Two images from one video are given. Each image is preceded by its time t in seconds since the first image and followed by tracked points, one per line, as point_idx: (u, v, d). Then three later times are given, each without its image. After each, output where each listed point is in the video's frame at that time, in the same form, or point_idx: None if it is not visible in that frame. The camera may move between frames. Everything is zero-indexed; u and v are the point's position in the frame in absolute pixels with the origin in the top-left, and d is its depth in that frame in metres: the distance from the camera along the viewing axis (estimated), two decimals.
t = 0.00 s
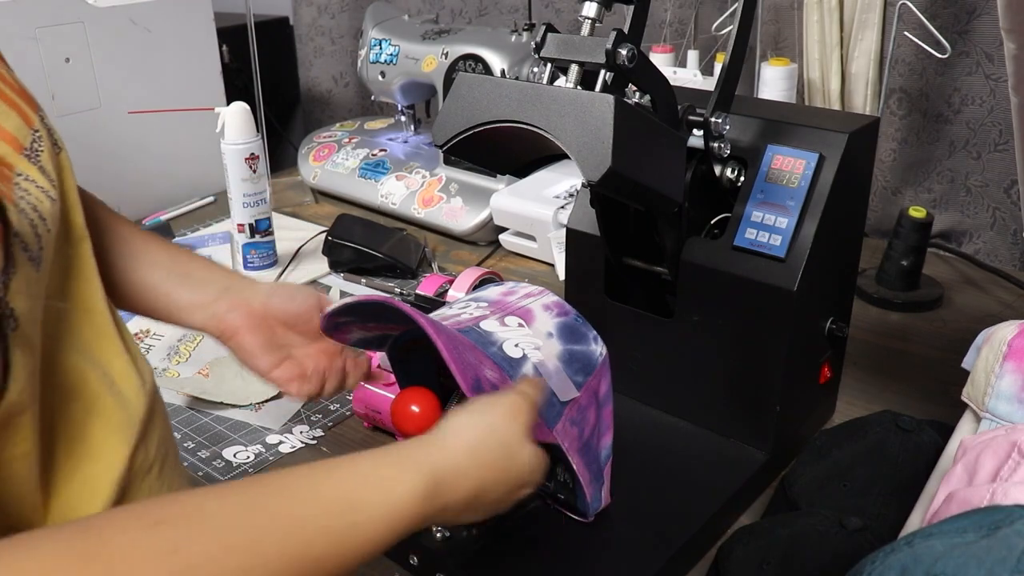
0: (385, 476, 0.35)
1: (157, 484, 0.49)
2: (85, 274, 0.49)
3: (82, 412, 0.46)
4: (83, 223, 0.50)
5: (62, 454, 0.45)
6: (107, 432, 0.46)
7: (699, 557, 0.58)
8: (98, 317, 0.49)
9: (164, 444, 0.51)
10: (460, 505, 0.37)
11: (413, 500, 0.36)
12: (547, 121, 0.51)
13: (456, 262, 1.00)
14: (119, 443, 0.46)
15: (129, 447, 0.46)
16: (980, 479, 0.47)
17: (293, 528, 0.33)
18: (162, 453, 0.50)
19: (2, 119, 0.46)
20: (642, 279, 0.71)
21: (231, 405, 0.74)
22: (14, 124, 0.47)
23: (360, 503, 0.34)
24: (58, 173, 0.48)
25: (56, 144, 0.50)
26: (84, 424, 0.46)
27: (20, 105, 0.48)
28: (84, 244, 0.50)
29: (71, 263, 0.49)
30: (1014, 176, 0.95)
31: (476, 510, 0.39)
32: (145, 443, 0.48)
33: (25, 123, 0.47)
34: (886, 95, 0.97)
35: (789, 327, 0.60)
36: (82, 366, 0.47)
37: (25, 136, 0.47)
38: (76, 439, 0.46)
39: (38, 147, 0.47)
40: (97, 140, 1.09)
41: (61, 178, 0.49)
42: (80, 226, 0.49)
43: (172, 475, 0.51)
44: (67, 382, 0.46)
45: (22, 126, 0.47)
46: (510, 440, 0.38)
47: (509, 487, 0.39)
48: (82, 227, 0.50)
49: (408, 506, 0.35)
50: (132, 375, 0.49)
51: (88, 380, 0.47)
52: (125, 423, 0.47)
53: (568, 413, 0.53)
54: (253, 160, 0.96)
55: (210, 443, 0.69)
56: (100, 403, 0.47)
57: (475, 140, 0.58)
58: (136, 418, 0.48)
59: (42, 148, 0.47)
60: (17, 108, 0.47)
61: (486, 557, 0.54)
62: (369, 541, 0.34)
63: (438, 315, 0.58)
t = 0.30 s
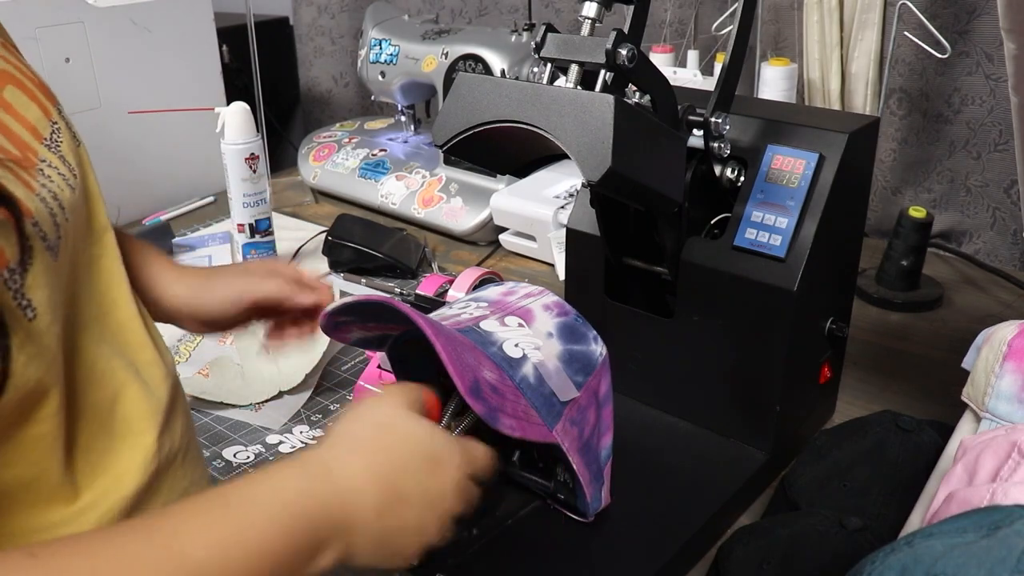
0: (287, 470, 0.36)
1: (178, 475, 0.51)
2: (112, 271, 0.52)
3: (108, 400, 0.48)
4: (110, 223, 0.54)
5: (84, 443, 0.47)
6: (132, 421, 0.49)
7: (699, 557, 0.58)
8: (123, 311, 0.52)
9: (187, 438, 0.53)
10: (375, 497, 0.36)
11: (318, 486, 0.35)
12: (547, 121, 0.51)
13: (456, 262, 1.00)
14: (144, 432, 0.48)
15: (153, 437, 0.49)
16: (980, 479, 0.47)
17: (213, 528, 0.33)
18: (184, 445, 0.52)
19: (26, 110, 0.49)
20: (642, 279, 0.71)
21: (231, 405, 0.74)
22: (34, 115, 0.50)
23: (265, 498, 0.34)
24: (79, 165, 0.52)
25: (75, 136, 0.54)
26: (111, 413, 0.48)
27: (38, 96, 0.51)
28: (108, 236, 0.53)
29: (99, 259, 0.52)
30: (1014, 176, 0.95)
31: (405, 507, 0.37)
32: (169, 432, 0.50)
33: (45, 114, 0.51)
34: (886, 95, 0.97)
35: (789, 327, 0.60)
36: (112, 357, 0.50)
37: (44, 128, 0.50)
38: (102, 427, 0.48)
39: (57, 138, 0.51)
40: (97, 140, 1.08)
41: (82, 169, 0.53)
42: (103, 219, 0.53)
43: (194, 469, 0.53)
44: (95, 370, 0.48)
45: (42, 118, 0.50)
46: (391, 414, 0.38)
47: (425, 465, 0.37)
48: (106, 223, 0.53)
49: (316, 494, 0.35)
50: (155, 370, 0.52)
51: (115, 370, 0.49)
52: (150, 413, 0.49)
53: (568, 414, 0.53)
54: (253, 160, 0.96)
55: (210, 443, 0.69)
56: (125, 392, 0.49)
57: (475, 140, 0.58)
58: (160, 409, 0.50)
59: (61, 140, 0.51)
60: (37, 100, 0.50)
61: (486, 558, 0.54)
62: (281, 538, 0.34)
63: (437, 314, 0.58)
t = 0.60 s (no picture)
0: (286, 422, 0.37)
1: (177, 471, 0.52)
2: (122, 265, 0.54)
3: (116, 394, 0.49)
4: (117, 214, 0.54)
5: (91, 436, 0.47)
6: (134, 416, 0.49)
7: (699, 557, 0.58)
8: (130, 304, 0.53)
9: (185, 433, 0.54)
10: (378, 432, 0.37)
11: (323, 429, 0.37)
12: (547, 120, 0.51)
13: (456, 262, 1.00)
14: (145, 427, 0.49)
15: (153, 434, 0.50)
16: (980, 479, 0.47)
17: (232, 478, 0.34)
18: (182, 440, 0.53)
19: (19, 101, 0.51)
20: (642, 279, 0.71)
21: (231, 405, 0.74)
22: (29, 104, 0.51)
23: (274, 446, 0.35)
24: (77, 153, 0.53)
25: (74, 124, 0.55)
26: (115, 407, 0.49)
27: (36, 86, 0.53)
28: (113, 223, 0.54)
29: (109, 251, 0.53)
30: (1014, 176, 0.95)
31: (403, 440, 0.38)
32: (168, 427, 0.51)
33: (42, 104, 0.52)
34: (886, 95, 0.98)
35: (789, 327, 0.60)
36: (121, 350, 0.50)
37: (39, 117, 0.52)
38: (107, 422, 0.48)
39: (54, 127, 0.52)
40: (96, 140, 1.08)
41: (84, 157, 0.54)
42: (105, 206, 0.54)
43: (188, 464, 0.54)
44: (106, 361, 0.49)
45: (38, 106, 0.52)
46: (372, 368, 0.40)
47: (419, 401, 0.39)
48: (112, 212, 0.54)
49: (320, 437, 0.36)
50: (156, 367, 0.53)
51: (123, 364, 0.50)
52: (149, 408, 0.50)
53: (568, 413, 0.53)
54: (253, 160, 0.96)
55: (210, 444, 0.69)
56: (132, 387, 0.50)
57: (476, 140, 0.58)
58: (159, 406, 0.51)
59: (58, 130, 0.52)
60: (33, 90, 0.52)
61: (487, 558, 0.54)
62: (292, 480, 0.35)
63: (438, 314, 0.58)
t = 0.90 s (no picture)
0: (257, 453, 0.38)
1: (178, 468, 0.53)
2: (121, 263, 0.54)
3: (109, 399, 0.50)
4: (114, 214, 0.54)
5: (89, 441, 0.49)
6: (131, 418, 0.51)
7: (699, 557, 0.58)
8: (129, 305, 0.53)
9: (185, 429, 0.55)
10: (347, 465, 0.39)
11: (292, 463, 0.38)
12: (547, 120, 0.51)
13: (456, 262, 1.00)
14: (141, 431, 0.51)
15: (149, 435, 0.51)
16: (980, 479, 0.47)
17: (201, 508, 0.35)
18: (181, 437, 0.54)
19: (18, 95, 0.49)
20: (641, 279, 0.71)
21: (231, 405, 0.74)
22: (28, 99, 0.50)
23: (246, 473, 0.37)
24: (72, 149, 0.53)
25: (69, 120, 0.54)
26: (111, 410, 0.50)
27: (32, 80, 0.52)
28: (111, 225, 0.54)
29: (107, 249, 0.53)
30: (1014, 176, 0.95)
31: (375, 467, 0.39)
32: (167, 427, 0.53)
33: (39, 99, 0.51)
34: (886, 95, 0.98)
35: (789, 327, 0.60)
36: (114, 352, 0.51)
37: (38, 112, 0.51)
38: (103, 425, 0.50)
39: (52, 123, 0.51)
40: (96, 140, 1.08)
41: (77, 154, 0.53)
42: (102, 207, 0.54)
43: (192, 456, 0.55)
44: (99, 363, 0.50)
45: (36, 102, 0.51)
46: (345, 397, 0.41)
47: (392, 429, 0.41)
48: (110, 215, 0.54)
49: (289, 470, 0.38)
50: (155, 367, 0.54)
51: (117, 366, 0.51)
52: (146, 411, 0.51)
53: (568, 413, 0.53)
54: (253, 160, 0.96)
55: (210, 443, 0.69)
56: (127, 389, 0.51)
57: (475, 140, 0.58)
58: (156, 407, 0.52)
59: (55, 125, 0.52)
60: (31, 84, 0.51)
61: (487, 558, 0.54)
62: (259, 515, 0.36)
63: (438, 314, 0.58)
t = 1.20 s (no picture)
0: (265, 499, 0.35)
1: (174, 474, 0.53)
2: (111, 269, 0.53)
3: (104, 405, 0.49)
4: (106, 218, 0.54)
5: (86, 447, 0.48)
6: (126, 423, 0.50)
7: (699, 557, 0.58)
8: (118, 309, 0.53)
9: (181, 432, 0.54)
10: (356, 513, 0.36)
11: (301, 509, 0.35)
12: (547, 121, 0.51)
13: (456, 262, 1.00)
14: (136, 435, 0.50)
15: (143, 441, 0.50)
16: (980, 479, 0.47)
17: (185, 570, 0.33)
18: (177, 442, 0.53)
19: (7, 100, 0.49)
20: (642, 279, 0.71)
21: (231, 405, 0.74)
22: (16, 105, 0.50)
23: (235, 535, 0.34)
24: (64, 154, 0.52)
25: (59, 124, 0.54)
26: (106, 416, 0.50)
27: (20, 85, 0.51)
28: (102, 227, 0.54)
29: (98, 254, 0.53)
30: (1014, 176, 0.95)
31: (380, 527, 0.36)
32: (160, 431, 0.52)
33: (27, 104, 0.51)
34: (886, 95, 0.98)
35: (789, 327, 0.60)
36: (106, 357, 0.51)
37: (27, 118, 0.50)
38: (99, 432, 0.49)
39: (41, 128, 0.51)
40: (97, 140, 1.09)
41: (68, 159, 0.53)
42: (93, 211, 0.54)
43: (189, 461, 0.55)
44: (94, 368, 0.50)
45: (24, 107, 0.50)
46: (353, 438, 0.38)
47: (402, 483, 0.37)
48: (101, 216, 0.54)
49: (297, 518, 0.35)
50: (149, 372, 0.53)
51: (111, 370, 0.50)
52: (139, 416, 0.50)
53: (568, 413, 0.53)
54: (253, 160, 0.96)
55: (210, 443, 0.69)
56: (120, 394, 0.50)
57: (475, 140, 0.58)
58: (149, 410, 0.51)
59: (45, 129, 0.51)
60: (19, 91, 0.51)
61: (488, 557, 0.54)
62: None
63: (438, 314, 0.58)
